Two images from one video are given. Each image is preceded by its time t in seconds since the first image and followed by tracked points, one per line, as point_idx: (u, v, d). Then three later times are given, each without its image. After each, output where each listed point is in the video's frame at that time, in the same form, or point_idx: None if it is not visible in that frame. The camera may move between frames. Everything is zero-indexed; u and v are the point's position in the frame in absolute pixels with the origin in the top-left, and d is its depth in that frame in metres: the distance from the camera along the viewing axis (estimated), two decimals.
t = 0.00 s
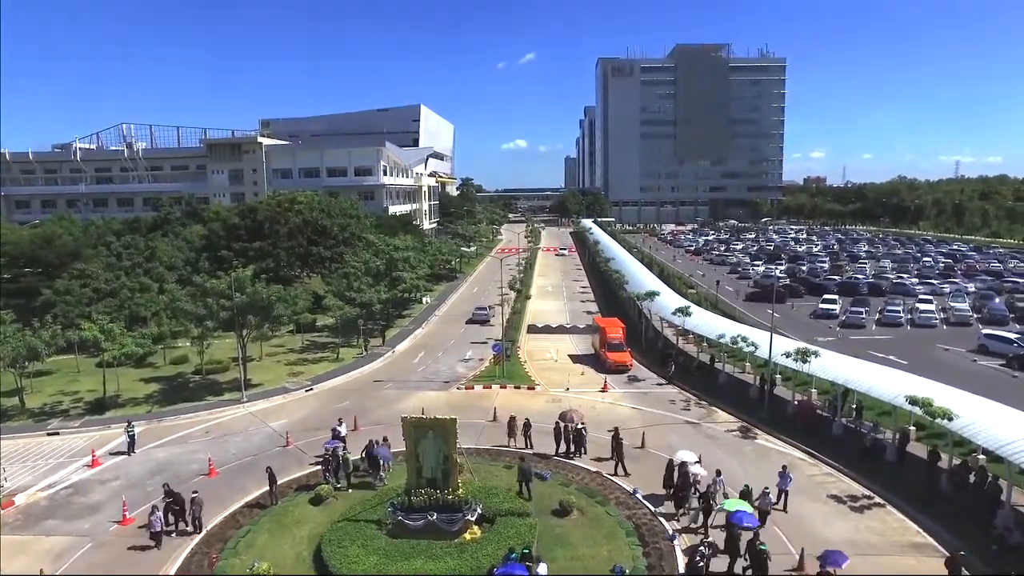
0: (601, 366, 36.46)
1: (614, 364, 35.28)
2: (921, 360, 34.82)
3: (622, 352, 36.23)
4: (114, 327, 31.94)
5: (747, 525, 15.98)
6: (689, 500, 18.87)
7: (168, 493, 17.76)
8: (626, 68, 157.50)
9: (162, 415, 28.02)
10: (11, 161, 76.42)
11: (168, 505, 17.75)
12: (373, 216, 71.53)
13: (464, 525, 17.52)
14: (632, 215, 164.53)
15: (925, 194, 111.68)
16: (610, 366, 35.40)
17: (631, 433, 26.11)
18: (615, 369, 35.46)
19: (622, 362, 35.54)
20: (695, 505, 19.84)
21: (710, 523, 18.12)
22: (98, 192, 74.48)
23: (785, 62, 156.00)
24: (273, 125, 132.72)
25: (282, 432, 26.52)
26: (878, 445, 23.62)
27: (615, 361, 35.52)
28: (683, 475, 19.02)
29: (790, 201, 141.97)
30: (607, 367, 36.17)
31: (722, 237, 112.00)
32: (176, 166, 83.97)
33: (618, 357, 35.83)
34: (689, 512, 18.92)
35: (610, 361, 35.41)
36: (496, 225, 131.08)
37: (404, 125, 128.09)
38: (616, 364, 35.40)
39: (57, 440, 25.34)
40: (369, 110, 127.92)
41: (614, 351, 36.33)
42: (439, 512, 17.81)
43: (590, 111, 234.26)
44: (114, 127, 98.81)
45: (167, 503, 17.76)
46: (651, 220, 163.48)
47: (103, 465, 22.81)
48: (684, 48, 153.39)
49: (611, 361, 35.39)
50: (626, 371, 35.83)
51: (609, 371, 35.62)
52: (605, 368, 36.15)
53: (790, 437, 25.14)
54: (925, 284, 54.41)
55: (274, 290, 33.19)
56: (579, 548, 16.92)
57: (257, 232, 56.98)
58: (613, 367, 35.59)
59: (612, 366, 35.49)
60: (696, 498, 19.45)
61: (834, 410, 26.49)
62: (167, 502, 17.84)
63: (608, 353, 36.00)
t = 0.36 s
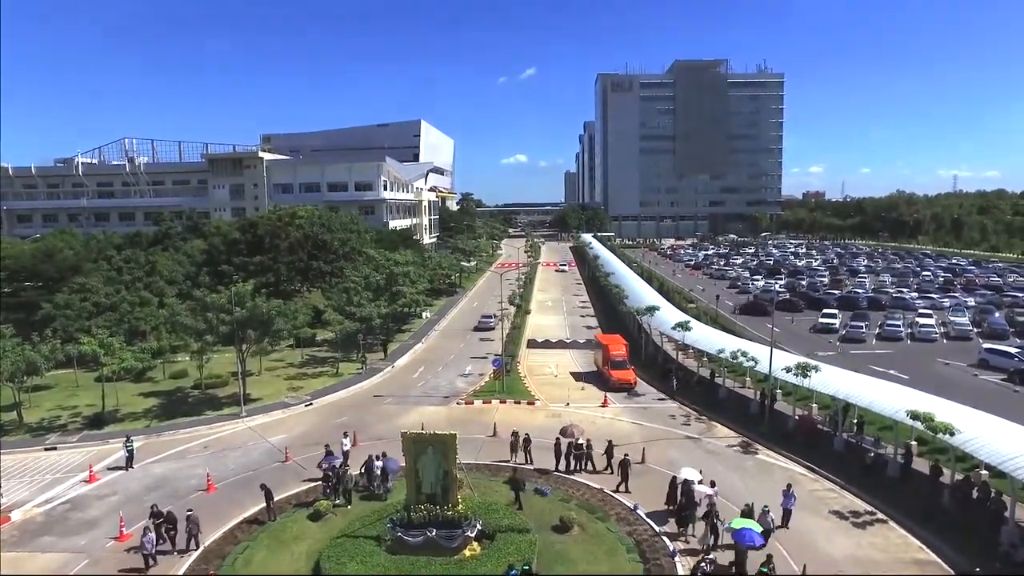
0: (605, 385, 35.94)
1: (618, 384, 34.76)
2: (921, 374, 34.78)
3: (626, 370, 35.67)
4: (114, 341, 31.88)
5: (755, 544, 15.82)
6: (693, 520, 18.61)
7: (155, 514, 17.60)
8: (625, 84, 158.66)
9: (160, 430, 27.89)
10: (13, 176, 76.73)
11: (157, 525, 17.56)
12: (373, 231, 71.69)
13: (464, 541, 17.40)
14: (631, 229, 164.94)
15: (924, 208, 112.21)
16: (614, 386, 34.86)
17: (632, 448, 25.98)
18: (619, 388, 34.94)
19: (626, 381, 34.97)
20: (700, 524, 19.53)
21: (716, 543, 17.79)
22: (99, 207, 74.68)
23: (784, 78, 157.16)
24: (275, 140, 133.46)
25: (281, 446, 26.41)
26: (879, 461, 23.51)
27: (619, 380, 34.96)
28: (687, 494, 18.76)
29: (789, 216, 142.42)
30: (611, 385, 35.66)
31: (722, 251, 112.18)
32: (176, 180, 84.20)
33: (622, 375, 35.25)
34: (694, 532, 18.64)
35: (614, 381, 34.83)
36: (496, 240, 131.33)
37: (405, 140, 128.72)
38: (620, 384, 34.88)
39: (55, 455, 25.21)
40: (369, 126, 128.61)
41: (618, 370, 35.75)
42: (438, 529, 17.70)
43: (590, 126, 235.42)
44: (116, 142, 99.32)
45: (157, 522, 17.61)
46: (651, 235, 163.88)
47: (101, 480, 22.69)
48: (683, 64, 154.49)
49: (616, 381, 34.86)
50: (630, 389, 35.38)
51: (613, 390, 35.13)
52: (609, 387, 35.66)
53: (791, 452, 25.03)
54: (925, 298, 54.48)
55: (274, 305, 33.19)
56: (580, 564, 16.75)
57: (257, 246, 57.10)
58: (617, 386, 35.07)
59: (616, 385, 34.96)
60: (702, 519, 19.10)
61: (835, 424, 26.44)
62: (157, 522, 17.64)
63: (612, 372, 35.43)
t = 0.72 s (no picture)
0: (610, 403, 34.71)
1: (624, 403, 33.51)
2: (922, 389, 34.71)
3: (632, 388, 34.44)
4: (113, 355, 31.82)
5: (757, 562, 15.88)
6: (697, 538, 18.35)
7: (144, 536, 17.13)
8: (624, 99, 159.82)
9: (159, 444, 27.76)
10: (13, 190, 77.01)
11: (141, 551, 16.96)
12: (373, 245, 71.83)
13: (463, 557, 17.20)
14: (631, 243, 165.36)
15: (922, 222, 112.66)
16: (620, 405, 33.61)
17: (632, 463, 25.86)
18: (624, 407, 33.70)
19: (631, 399, 33.74)
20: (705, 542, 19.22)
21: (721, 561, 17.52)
22: (100, 220, 74.95)
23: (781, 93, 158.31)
24: (275, 154, 134.08)
25: (280, 461, 26.28)
26: (881, 476, 23.38)
27: (625, 399, 33.73)
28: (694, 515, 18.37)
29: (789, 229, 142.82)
30: (616, 404, 34.43)
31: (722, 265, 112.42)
32: (177, 195, 84.49)
33: (628, 394, 34.02)
34: (700, 552, 18.38)
35: (619, 400, 33.61)
36: (495, 254, 131.51)
37: (405, 155, 129.39)
38: (626, 402, 33.63)
39: (52, 470, 25.03)
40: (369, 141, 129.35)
41: (623, 388, 34.52)
42: (438, 545, 17.55)
43: (590, 140, 236.62)
44: (117, 157, 99.79)
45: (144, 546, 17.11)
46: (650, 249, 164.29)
47: (98, 496, 22.54)
48: (682, 79, 155.69)
49: (621, 400, 33.60)
50: (636, 408, 34.14)
51: (618, 409, 33.88)
52: (614, 406, 34.43)
53: (792, 467, 24.89)
54: (924, 311, 54.51)
55: (274, 318, 33.18)
56: None
57: (257, 260, 57.20)
58: (623, 405, 33.82)
59: (621, 404, 33.71)
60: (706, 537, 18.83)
61: (837, 438, 26.35)
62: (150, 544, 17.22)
63: (617, 391, 34.19)
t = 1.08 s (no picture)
0: (616, 421, 33.68)
1: (630, 419, 32.49)
2: (923, 400, 34.60)
3: (638, 405, 33.42)
4: (112, 367, 31.74)
5: (762, 574, 15.69)
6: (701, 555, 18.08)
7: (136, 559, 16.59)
8: (624, 112, 160.70)
9: (157, 457, 27.62)
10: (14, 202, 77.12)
11: (132, 575, 16.61)
12: (373, 257, 71.86)
13: (464, 571, 17.07)
14: (631, 255, 165.53)
15: (921, 233, 112.96)
16: (626, 421, 32.56)
17: (634, 476, 25.72)
18: (631, 424, 32.59)
19: (638, 416, 32.67)
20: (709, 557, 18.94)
21: None
22: (100, 232, 75.09)
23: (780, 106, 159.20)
24: (276, 167, 134.52)
25: (280, 474, 26.15)
26: (884, 488, 23.25)
27: (631, 416, 32.69)
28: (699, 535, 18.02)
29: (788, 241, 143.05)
30: (622, 421, 33.37)
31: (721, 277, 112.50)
32: (178, 207, 84.68)
33: (634, 411, 33.01)
34: (706, 568, 17.97)
35: (626, 416, 32.58)
36: (496, 267, 131.54)
37: (406, 167, 129.87)
38: (633, 419, 32.58)
39: (50, 483, 24.88)
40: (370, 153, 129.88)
41: (629, 405, 33.52)
42: (438, 559, 17.45)
43: (590, 153, 237.58)
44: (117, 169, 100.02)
45: (136, 568, 16.76)
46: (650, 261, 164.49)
47: (95, 509, 22.37)
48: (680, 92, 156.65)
49: (628, 416, 32.57)
50: (643, 425, 33.07)
51: (625, 427, 32.80)
52: (620, 423, 33.37)
53: (794, 479, 24.77)
54: (925, 323, 54.48)
55: (274, 331, 33.16)
56: None
57: (257, 272, 57.23)
58: (630, 422, 32.76)
59: (628, 421, 32.66)
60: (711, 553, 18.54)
61: (838, 450, 26.29)
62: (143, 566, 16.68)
63: (623, 408, 33.17)
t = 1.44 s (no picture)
0: (624, 441, 32.34)
1: (640, 439, 31.11)
2: (925, 414, 34.42)
3: (647, 424, 32.07)
4: (110, 380, 31.62)
5: None
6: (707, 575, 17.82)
7: None
8: (623, 125, 161.51)
9: (155, 471, 27.44)
10: (15, 215, 77.31)
11: None
12: (373, 271, 71.89)
13: None
14: (631, 268, 165.70)
15: (920, 246, 113.19)
16: (635, 441, 31.24)
17: (635, 490, 25.52)
18: (640, 444, 31.27)
19: (647, 435, 31.38)
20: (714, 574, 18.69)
21: None
22: (101, 245, 75.33)
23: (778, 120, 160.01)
24: (277, 180, 135.10)
25: (279, 488, 25.95)
26: (888, 502, 23.07)
27: (640, 435, 31.31)
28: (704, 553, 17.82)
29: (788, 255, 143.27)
30: (631, 442, 31.97)
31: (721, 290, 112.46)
32: (179, 220, 84.88)
33: (643, 430, 31.71)
34: None
35: (635, 436, 31.24)
36: (496, 280, 131.65)
37: (406, 181, 130.43)
38: (642, 439, 31.19)
39: (46, 498, 24.67)
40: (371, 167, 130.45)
41: (638, 424, 32.18)
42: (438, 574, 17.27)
43: (589, 166, 238.61)
44: (119, 182, 100.32)
45: None
46: (650, 274, 164.68)
47: (92, 524, 22.14)
48: (679, 106, 157.62)
49: (637, 436, 31.20)
50: (652, 446, 31.67)
51: (634, 447, 31.38)
52: (629, 444, 31.97)
53: (797, 494, 24.56)
54: (926, 336, 54.38)
55: (273, 344, 33.06)
56: None
57: (258, 285, 57.30)
58: (639, 442, 31.35)
59: (637, 441, 31.27)
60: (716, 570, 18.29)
61: (841, 464, 26.12)
62: None
63: (632, 427, 31.81)
